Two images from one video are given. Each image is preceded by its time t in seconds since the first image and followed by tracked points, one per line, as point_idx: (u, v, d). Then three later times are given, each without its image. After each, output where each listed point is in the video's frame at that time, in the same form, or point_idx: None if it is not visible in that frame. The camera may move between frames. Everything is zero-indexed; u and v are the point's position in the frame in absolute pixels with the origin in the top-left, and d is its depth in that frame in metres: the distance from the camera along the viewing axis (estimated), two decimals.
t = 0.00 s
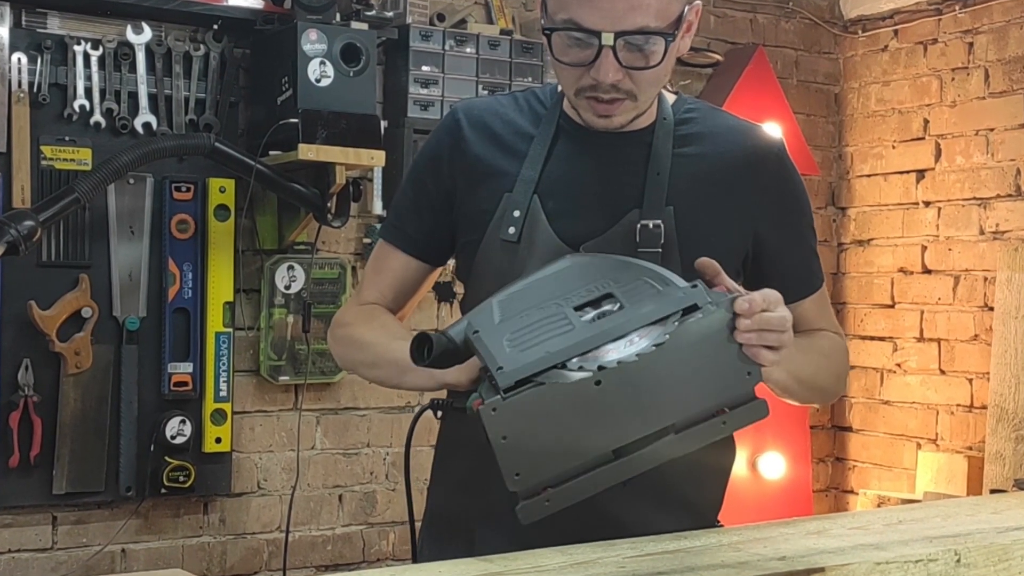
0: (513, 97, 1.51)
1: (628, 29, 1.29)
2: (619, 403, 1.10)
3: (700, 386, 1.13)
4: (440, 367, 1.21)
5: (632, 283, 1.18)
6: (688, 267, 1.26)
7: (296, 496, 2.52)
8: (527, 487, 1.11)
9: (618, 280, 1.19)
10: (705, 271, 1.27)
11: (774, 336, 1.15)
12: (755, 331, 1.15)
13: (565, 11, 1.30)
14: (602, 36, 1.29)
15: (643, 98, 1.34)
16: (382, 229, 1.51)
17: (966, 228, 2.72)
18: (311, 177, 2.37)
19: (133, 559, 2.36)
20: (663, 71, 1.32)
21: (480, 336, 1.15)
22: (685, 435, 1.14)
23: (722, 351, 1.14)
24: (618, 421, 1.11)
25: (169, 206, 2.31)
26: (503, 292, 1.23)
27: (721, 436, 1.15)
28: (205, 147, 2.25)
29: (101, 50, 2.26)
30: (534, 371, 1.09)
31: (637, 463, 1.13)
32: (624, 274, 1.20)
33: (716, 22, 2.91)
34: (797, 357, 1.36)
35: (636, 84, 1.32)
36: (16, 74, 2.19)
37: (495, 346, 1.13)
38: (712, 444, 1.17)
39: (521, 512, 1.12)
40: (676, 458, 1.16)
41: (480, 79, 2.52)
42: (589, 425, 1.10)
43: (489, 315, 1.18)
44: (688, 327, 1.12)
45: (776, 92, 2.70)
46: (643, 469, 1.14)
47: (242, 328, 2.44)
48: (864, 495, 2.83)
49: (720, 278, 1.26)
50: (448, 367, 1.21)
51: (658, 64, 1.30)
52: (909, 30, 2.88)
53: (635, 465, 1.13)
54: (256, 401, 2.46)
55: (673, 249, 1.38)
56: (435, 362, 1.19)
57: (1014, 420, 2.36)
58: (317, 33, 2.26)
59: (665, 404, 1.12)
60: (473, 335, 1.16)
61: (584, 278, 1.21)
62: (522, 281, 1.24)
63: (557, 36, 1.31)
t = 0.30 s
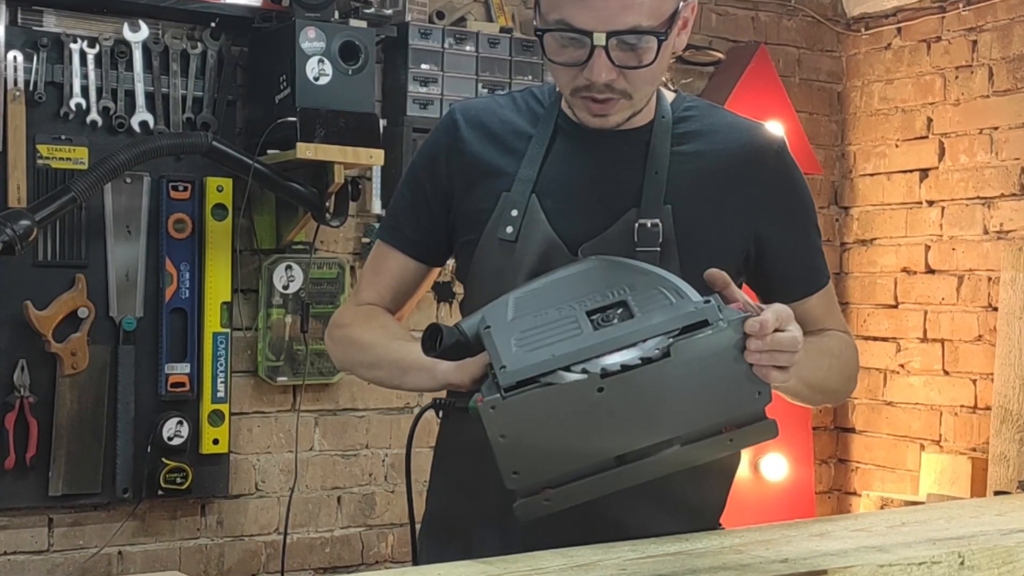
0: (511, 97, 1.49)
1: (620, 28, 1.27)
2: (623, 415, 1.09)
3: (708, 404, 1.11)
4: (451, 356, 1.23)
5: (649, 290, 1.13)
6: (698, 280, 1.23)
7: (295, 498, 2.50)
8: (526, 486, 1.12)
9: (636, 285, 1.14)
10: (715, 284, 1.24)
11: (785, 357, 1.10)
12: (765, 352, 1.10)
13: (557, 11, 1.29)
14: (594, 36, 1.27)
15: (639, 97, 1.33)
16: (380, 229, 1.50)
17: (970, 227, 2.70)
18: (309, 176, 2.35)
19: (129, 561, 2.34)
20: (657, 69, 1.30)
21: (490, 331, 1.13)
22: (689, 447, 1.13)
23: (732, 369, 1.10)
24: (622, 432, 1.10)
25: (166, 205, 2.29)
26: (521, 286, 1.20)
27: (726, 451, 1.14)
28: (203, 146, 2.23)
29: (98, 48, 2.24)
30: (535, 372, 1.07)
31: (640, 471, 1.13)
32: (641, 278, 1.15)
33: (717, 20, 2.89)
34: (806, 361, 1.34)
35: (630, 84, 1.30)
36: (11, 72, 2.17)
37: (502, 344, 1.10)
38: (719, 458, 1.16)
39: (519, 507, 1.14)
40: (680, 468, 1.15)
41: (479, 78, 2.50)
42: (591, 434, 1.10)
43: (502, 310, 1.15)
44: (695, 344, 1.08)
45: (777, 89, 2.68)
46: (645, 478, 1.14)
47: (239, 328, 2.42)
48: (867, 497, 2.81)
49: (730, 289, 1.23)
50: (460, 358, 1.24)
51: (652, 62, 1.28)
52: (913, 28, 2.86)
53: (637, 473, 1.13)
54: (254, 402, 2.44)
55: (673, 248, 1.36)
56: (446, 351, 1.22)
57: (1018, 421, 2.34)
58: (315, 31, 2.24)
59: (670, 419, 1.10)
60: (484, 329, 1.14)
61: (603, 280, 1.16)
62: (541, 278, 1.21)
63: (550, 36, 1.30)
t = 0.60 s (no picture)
0: (511, 95, 1.48)
1: (617, 27, 1.25)
2: (623, 401, 1.07)
3: (699, 377, 1.10)
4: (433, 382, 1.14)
5: (620, 281, 1.17)
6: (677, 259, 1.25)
7: (293, 500, 2.48)
8: (536, 493, 1.08)
9: (606, 280, 1.17)
10: (694, 262, 1.25)
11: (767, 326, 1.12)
12: (746, 319, 1.12)
13: (553, 9, 1.27)
14: (590, 35, 1.25)
15: (635, 99, 1.30)
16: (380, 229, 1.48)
17: (974, 227, 2.68)
18: (308, 175, 2.33)
19: (126, 564, 2.32)
20: (654, 70, 1.28)
21: (475, 347, 1.11)
22: (686, 427, 1.11)
23: (719, 339, 1.11)
24: (622, 420, 1.08)
25: (163, 204, 2.27)
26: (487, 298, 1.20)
27: (723, 425, 1.13)
28: (200, 144, 2.21)
29: (94, 46, 2.22)
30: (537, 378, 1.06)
31: (643, 460, 1.10)
32: (610, 272, 1.18)
33: (720, 17, 2.87)
34: (785, 349, 1.35)
35: (626, 84, 1.28)
36: (8, 70, 2.15)
37: (493, 354, 1.09)
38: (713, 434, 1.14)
39: (530, 522, 1.08)
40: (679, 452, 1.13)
41: (479, 76, 2.48)
42: (594, 426, 1.07)
43: (480, 323, 1.14)
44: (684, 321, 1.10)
45: (781, 89, 2.66)
46: (648, 467, 1.11)
47: (237, 329, 2.40)
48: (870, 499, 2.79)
49: (710, 268, 1.24)
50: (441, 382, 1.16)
51: (649, 63, 1.26)
52: (916, 26, 2.84)
53: (641, 463, 1.10)
54: (252, 403, 2.42)
55: (674, 247, 1.34)
56: (433, 375, 1.13)
57: None
58: (314, 29, 2.22)
59: (667, 400, 1.09)
60: (467, 347, 1.12)
61: (572, 279, 1.18)
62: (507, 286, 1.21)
63: (547, 34, 1.28)
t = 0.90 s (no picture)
0: (510, 93, 1.46)
1: (622, 5, 1.25)
2: (620, 402, 1.06)
3: (689, 372, 1.10)
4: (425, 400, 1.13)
5: (603, 280, 1.15)
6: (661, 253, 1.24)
7: (291, 502, 2.46)
8: (540, 502, 1.05)
9: (589, 281, 1.16)
10: (678, 255, 1.25)
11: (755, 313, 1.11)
12: (732, 308, 1.12)
13: None
14: (596, 15, 1.25)
15: (646, 79, 1.29)
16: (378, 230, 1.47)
17: (977, 226, 2.67)
18: (306, 174, 2.31)
19: (123, 566, 2.30)
20: (661, 47, 1.28)
21: (462, 360, 1.10)
22: (680, 424, 1.10)
23: (707, 332, 1.11)
24: (619, 421, 1.06)
25: (160, 203, 2.26)
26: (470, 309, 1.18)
27: (714, 417, 1.12)
28: (198, 143, 2.19)
29: (91, 45, 2.20)
30: (535, 386, 1.05)
31: (640, 460, 1.09)
32: (591, 272, 1.17)
33: (722, 15, 2.85)
34: (784, 346, 1.33)
35: (636, 63, 1.27)
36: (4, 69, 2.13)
37: (485, 365, 1.08)
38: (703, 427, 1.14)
39: (535, 533, 1.06)
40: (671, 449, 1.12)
41: (479, 74, 2.46)
42: (593, 429, 1.05)
43: (465, 337, 1.12)
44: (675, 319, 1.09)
45: (784, 88, 2.64)
46: (645, 466, 1.10)
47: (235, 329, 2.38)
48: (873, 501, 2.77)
49: (694, 261, 1.24)
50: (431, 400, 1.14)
51: (656, 38, 1.26)
52: (919, 23, 2.82)
53: (637, 463, 1.09)
54: (250, 404, 2.41)
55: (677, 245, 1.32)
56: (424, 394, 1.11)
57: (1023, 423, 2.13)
58: (312, 27, 2.20)
59: (661, 398, 1.08)
60: (455, 360, 1.10)
61: (555, 283, 1.17)
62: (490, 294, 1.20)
63: (551, 22, 1.29)
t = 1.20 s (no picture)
0: (509, 92, 1.44)
1: None
2: (623, 407, 1.04)
3: (693, 375, 1.08)
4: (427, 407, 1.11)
5: (605, 283, 1.13)
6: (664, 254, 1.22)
7: (289, 504, 2.44)
8: (543, 508, 1.05)
9: (590, 283, 1.13)
10: (682, 257, 1.22)
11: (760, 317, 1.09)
12: (735, 312, 1.10)
13: None
14: None
15: (647, 39, 1.26)
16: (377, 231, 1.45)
17: (982, 226, 2.65)
18: (304, 173, 2.29)
19: (120, 569, 2.28)
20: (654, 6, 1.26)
21: (464, 366, 1.08)
22: (683, 427, 1.09)
23: (710, 335, 1.09)
24: (623, 426, 1.05)
25: (157, 203, 2.24)
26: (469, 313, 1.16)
27: (718, 419, 1.11)
28: (195, 142, 2.17)
29: (87, 42, 2.18)
30: (537, 394, 1.03)
31: (643, 463, 1.08)
32: (594, 275, 1.14)
33: (723, 13, 2.83)
34: (787, 348, 1.32)
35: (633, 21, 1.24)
36: None
37: (486, 371, 1.06)
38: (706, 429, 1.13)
39: (538, 539, 1.05)
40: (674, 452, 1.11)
41: (479, 72, 2.44)
42: (596, 435, 1.04)
43: (466, 341, 1.10)
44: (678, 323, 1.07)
45: (787, 87, 2.63)
46: (648, 469, 1.09)
47: (232, 329, 2.36)
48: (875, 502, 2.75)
49: (698, 262, 1.22)
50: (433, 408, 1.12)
51: None
52: (922, 21, 2.81)
53: (641, 466, 1.08)
54: (248, 405, 2.39)
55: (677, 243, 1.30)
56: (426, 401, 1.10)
57: None
58: (310, 25, 2.18)
59: (664, 401, 1.07)
60: (457, 365, 1.08)
61: (556, 286, 1.15)
62: (490, 297, 1.17)
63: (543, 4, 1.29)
